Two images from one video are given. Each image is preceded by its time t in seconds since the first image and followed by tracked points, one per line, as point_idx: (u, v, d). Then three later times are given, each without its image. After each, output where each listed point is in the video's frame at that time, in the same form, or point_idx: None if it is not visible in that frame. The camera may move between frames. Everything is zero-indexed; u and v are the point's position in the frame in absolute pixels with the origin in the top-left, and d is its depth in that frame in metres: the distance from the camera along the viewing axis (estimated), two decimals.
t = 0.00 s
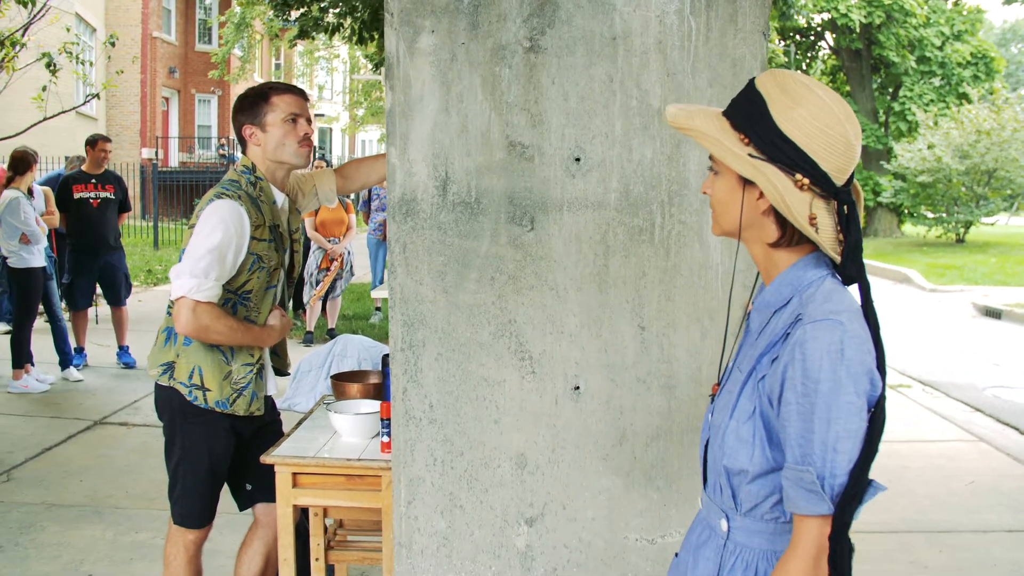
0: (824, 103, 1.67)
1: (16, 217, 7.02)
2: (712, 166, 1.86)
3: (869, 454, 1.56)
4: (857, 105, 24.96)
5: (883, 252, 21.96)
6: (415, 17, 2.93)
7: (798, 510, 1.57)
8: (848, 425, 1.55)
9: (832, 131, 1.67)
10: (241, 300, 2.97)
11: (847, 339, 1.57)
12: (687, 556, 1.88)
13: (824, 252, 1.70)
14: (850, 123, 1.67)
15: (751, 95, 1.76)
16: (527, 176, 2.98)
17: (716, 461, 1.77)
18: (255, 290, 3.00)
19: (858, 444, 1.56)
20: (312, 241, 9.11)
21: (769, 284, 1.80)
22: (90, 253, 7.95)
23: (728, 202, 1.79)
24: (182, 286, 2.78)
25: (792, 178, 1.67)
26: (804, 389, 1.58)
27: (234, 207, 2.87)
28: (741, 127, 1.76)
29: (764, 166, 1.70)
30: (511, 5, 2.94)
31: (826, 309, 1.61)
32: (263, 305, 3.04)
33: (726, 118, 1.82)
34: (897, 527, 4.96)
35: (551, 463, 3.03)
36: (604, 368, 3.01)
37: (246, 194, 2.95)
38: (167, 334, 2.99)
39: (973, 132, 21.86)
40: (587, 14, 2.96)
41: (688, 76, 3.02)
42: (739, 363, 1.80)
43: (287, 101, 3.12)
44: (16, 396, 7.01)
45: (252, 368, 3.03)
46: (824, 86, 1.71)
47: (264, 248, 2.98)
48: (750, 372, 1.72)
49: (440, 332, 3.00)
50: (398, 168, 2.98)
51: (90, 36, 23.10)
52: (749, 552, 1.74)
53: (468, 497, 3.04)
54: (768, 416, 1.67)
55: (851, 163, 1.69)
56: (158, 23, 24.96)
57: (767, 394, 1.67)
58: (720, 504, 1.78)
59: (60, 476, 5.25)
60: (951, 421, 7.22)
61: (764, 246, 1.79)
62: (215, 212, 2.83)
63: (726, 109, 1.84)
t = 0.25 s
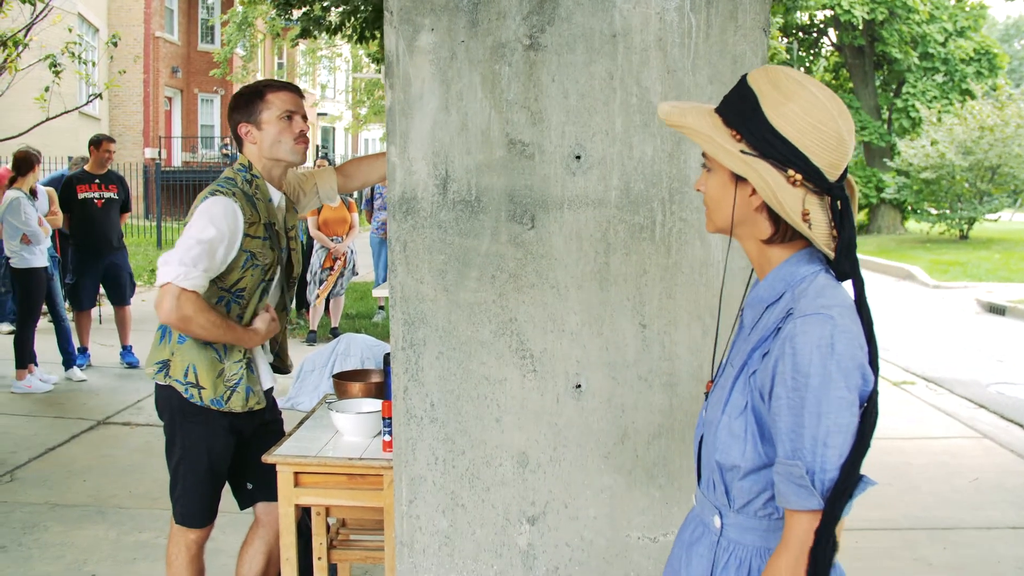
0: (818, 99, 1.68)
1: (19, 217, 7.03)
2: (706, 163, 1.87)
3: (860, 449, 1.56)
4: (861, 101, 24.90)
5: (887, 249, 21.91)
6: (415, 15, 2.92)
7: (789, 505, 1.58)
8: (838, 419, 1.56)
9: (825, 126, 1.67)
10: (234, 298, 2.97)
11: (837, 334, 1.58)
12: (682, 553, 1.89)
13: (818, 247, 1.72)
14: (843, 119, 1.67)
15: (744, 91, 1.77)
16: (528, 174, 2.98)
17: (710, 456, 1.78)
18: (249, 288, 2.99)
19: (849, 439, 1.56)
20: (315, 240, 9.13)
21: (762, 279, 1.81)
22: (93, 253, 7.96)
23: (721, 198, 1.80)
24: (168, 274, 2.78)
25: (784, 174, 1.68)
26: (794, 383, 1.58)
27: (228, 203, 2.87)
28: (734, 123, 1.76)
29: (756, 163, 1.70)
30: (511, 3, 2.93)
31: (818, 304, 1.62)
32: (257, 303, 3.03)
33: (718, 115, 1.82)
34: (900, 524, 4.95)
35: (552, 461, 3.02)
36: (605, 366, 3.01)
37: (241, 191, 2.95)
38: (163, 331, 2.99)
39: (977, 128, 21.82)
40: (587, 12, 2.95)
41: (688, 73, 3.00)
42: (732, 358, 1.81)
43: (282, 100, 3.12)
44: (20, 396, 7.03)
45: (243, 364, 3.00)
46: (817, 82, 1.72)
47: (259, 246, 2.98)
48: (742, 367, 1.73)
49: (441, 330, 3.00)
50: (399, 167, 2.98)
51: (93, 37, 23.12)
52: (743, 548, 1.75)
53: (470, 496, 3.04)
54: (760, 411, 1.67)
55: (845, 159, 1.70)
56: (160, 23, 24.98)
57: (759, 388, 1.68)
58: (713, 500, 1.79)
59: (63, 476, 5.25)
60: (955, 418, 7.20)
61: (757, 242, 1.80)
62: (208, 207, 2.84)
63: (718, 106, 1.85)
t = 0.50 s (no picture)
0: (811, 96, 1.69)
1: (22, 216, 7.04)
2: (699, 160, 1.87)
3: (853, 445, 1.57)
4: (865, 99, 24.84)
5: (891, 246, 21.87)
6: (416, 13, 2.93)
7: (782, 502, 1.59)
8: (831, 416, 1.56)
9: (818, 123, 1.68)
10: (233, 293, 2.95)
11: (829, 330, 1.58)
12: (678, 551, 1.89)
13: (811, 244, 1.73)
14: (836, 115, 1.68)
15: (738, 88, 1.78)
16: (531, 173, 2.97)
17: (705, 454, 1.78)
18: (247, 283, 2.98)
19: (841, 436, 1.56)
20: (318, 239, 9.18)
21: (757, 276, 1.81)
22: (97, 252, 7.97)
23: (716, 195, 1.80)
24: (168, 270, 2.76)
25: (778, 170, 1.68)
26: (787, 379, 1.59)
27: (220, 195, 2.88)
28: (727, 120, 1.77)
29: (750, 160, 1.71)
30: (512, 2, 2.93)
31: (810, 300, 1.62)
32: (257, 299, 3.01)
33: (712, 112, 1.82)
34: (904, 522, 4.94)
35: (555, 460, 3.02)
36: (608, 365, 3.00)
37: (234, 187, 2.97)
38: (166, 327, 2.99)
39: (981, 125, 21.77)
40: (588, 9, 2.95)
41: (690, 71, 2.99)
42: (725, 355, 1.81)
43: (276, 96, 3.13)
44: (24, 395, 7.04)
45: (247, 361, 3.00)
46: (810, 79, 1.73)
47: (254, 239, 2.98)
48: (735, 364, 1.73)
49: (444, 329, 2.99)
50: (401, 165, 2.97)
51: (97, 36, 23.13)
52: (739, 546, 1.75)
53: (473, 495, 3.04)
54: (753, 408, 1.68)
55: (840, 155, 1.70)
56: (163, 22, 25.00)
57: (752, 385, 1.68)
58: (709, 497, 1.80)
59: (67, 475, 5.26)
60: (959, 415, 7.18)
61: (752, 239, 1.80)
62: (200, 201, 2.84)
63: (712, 104, 1.85)
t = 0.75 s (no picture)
0: (805, 94, 1.68)
1: (27, 215, 7.06)
2: (695, 157, 1.87)
3: (847, 444, 1.57)
4: (870, 97, 24.79)
5: (897, 245, 21.83)
6: (421, 12, 2.92)
7: (777, 500, 1.59)
8: (824, 413, 1.56)
9: (812, 121, 1.67)
10: (231, 282, 2.96)
11: (821, 327, 1.58)
12: (676, 550, 1.89)
13: (806, 242, 1.70)
14: (831, 113, 1.68)
15: (732, 85, 1.77)
16: (536, 172, 2.97)
17: (701, 452, 1.78)
18: (244, 269, 2.98)
19: (835, 434, 1.56)
20: (324, 238, 9.18)
21: (751, 273, 1.81)
22: (103, 252, 7.98)
23: (710, 192, 1.80)
24: (152, 264, 2.79)
25: (771, 168, 1.68)
26: (780, 377, 1.59)
27: (202, 184, 2.87)
28: (721, 117, 1.77)
29: (744, 157, 1.71)
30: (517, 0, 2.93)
31: (803, 297, 1.62)
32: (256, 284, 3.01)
33: (707, 110, 1.82)
34: (910, 521, 4.93)
35: (561, 459, 3.02)
36: (614, 364, 3.00)
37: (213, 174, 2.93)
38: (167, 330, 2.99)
39: (987, 124, 21.71)
40: (593, 8, 2.94)
41: (696, 69, 2.98)
42: (721, 353, 1.81)
43: (286, 112, 3.07)
44: (30, 394, 7.05)
45: (254, 349, 3.00)
46: (806, 77, 1.72)
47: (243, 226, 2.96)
48: (730, 362, 1.73)
49: (449, 328, 2.99)
50: (406, 164, 2.97)
51: (102, 36, 23.16)
52: (735, 544, 1.75)
53: (478, 494, 3.04)
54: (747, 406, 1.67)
55: (834, 153, 1.70)
56: (169, 22, 25.04)
57: (746, 383, 1.68)
58: (706, 496, 1.79)
59: (73, 474, 5.27)
60: (966, 415, 7.17)
61: (745, 237, 1.79)
62: (180, 193, 2.85)
63: (708, 101, 1.85)
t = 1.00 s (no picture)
0: (802, 93, 1.68)
1: (35, 214, 7.07)
2: (692, 157, 1.86)
3: (843, 443, 1.56)
4: (878, 96, 24.72)
5: (904, 244, 21.77)
6: (429, 12, 2.93)
7: (773, 500, 1.59)
8: (820, 413, 1.55)
9: (809, 120, 1.67)
10: (223, 280, 2.96)
11: (817, 326, 1.57)
12: (676, 550, 1.89)
13: (802, 241, 1.71)
14: (827, 112, 1.68)
15: (730, 84, 1.76)
16: (544, 172, 2.97)
17: (698, 452, 1.78)
18: (235, 266, 2.97)
19: (831, 434, 1.56)
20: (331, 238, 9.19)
21: (749, 273, 1.80)
22: (110, 251, 8.00)
23: (706, 192, 1.79)
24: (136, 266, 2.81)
25: (767, 167, 1.67)
26: (775, 377, 1.58)
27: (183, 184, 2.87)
28: (718, 117, 1.76)
29: (740, 156, 1.70)
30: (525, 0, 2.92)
31: (800, 297, 1.62)
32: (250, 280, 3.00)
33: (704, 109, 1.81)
34: (919, 521, 4.92)
35: (569, 459, 3.02)
36: (622, 364, 3.00)
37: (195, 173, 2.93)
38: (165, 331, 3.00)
39: (995, 123, 21.64)
40: (602, 7, 2.94)
41: (704, 69, 2.98)
42: (718, 352, 1.81)
43: (291, 133, 3.10)
44: (38, 394, 7.07)
45: (249, 346, 2.98)
46: (802, 76, 1.72)
47: (230, 224, 2.94)
48: (727, 362, 1.73)
49: (457, 328, 2.99)
50: (414, 164, 2.98)
51: (110, 36, 23.22)
52: (733, 544, 1.74)
53: (486, 494, 3.04)
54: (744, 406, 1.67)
55: (831, 152, 1.70)
56: (176, 22, 25.09)
57: (743, 382, 1.68)
58: (704, 496, 1.79)
59: (82, 473, 5.29)
60: (974, 415, 7.14)
61: (743, 236, 1.79)
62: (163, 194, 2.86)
63: (704, 101, 1.84)
